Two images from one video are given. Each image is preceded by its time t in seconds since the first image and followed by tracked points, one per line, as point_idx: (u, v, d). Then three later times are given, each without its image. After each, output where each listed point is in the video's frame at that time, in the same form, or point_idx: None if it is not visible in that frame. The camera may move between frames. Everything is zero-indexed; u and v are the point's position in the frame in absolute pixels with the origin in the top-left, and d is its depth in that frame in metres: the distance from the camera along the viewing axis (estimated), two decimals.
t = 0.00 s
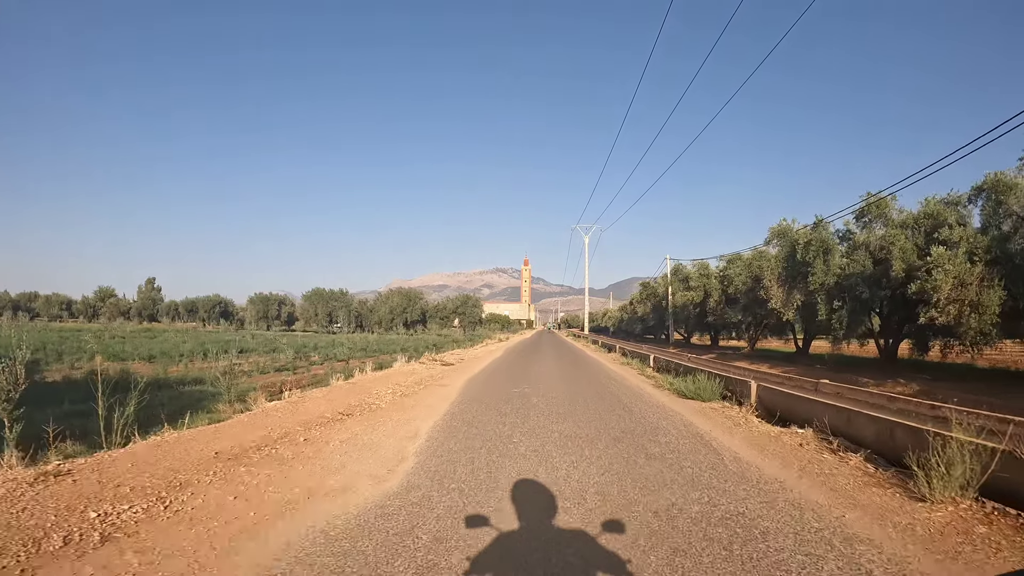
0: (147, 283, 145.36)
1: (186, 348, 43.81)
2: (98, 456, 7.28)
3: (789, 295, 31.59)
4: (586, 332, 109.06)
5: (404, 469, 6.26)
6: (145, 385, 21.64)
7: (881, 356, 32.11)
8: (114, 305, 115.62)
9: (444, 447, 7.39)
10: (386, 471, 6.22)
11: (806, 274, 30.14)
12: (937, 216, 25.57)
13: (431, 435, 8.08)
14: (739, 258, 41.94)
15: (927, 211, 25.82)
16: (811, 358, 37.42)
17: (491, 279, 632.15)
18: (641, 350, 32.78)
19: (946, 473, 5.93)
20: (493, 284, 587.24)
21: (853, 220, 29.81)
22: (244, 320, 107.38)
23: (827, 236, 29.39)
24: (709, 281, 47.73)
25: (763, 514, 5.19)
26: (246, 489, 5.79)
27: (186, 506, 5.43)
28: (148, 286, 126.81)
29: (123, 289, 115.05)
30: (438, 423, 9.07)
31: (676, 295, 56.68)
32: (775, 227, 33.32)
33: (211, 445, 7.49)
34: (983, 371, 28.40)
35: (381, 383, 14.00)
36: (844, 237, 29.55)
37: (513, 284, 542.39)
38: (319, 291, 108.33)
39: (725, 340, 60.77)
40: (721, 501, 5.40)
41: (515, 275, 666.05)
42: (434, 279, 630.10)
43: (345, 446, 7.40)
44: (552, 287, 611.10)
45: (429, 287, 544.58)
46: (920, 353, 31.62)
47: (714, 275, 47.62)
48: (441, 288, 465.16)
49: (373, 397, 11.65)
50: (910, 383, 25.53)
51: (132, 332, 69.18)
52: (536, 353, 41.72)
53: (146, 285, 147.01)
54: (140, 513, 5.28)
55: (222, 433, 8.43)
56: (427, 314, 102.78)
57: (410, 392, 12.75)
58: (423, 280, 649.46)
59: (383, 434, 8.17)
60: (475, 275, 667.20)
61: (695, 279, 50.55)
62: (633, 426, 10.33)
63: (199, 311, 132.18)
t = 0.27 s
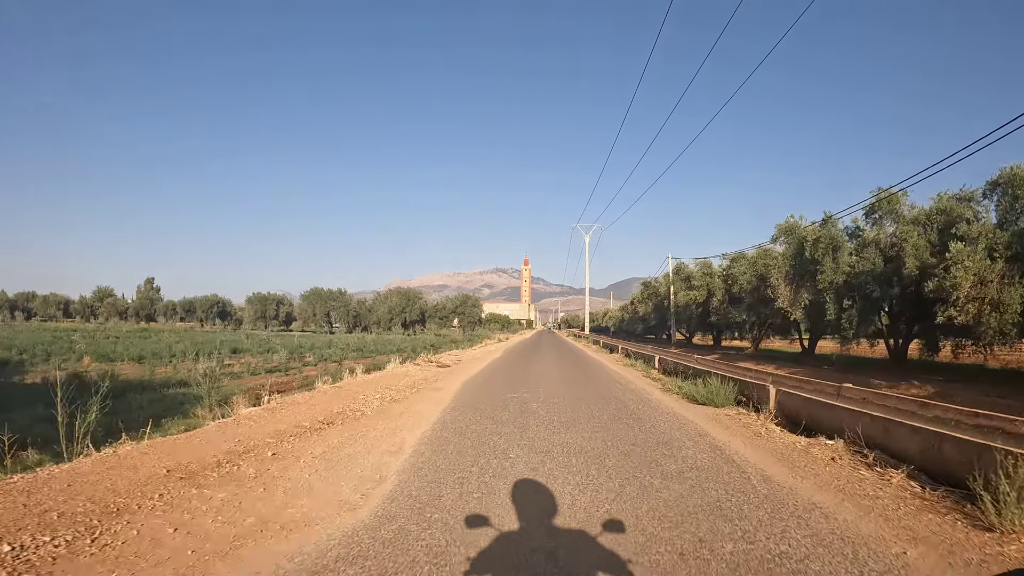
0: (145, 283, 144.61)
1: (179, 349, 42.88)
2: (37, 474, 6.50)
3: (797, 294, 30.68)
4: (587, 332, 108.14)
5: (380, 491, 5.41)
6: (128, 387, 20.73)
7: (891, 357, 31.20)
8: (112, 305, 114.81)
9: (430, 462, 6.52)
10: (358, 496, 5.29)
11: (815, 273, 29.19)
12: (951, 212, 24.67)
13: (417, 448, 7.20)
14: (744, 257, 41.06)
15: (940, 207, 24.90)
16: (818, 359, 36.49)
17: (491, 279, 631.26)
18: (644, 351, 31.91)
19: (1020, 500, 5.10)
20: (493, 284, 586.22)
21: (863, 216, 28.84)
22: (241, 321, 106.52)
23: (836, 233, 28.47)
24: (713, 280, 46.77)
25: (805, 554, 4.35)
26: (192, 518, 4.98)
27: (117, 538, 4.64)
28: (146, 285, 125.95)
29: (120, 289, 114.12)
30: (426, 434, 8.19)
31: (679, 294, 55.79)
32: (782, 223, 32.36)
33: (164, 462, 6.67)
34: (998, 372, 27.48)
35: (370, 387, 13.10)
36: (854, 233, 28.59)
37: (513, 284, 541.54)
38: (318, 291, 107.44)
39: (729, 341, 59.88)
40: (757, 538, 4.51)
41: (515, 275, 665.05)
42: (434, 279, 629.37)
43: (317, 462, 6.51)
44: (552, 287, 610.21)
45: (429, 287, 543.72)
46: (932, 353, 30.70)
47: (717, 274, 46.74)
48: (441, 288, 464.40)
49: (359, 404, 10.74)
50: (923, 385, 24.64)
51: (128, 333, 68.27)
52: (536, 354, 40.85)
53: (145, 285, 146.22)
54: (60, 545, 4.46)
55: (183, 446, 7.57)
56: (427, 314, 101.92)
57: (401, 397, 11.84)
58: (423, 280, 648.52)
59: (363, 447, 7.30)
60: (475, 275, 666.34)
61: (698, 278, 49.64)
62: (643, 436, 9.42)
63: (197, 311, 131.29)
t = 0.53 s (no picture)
0: (145, 283, 144.22)
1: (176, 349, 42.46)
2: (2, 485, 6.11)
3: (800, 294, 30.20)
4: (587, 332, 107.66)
5: (367, 505, 5.00)
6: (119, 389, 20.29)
7: (896, 357, 30.75)
8: (110, 304, 114.32)
9: (423, 471, 6.11)
10: (340, 512, 4.85)
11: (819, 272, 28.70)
12: (957, 209, 24.26)
13: (410, 456, 6.77)
14: (746, 256, 40.62)
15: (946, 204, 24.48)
16: (822, 359, 36.02)
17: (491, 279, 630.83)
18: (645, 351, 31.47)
19: None
20: (493, 284, 585.62)
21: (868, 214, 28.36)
22: (240, 321, 106.05)
23: (841, 231, 28.00)
24: (714, 279, 46.21)
25: None
26: (157, 537, 4.56)
27: (74, 558, 4.15)
28: (145, 285, 125.48)
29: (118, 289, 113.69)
30: (420, 439, 7.75)
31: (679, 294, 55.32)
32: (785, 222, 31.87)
33: (135, 471, 6.47)
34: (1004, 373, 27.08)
35: (364, 389, 12.67)
36: (858, 231, 28.10)
37: (513, 284, 541.07)
38: (317, 291, 106.94)
39: (730, 341, 59.43)
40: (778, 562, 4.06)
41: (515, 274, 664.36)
42: (434, 279, 628.69)
43: (299, 473, 6.05)
44: (552, 287, 609.78)
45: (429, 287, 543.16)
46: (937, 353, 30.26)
47: (719, 273, 46.29)
48: (441, 288, 463.86)
49: (350, 407, 10.30)
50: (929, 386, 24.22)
51: (125, 333, 67.83)
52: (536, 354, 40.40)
53: (144, 285, 145.71)
54: (10, 566, 3.99)
55: (160, 454, 7.20)
56: (426, 314, 101.46)
57: (395, 400, 11.40)
58: (423, 280, 648.05)
59: (352, 454, 6.89)
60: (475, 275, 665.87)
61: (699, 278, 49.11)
62: (648, 440, 8.95)
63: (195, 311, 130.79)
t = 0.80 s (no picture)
0: (142, 283, 143.27)
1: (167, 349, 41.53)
2: None
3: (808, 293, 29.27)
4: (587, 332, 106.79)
5: (329, 544, 4.18)
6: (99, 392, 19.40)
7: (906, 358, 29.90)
8: (106, 304, 113.35)
9: (403, 492, 5.33)
10: (298, 554, 4.05)
11: (828, 271, 27.75)
12: (972, 205, 23.43)
13: (389, 472, 5.99)
14: (750, 254, 39.73)
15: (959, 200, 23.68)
16: (828, 360, 35.14)
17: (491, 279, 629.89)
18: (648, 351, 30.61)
19: None
20: (493, 284, 584.53)
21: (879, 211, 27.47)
22: (237, 321, 105.13)
23: (851, 228, 27.08)
24: (717, 278, 45.29)
25: None
26: None
27: None
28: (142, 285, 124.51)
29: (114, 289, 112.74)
30: (405, 452, 6.93)
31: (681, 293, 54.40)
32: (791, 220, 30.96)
33: (70, 493, 5.68)
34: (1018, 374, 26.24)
35: (350, 393, 11.81)
36: (869, 229, 27.18)
37: (513, 284, 540.22)
38: (315, 291, 106.01)
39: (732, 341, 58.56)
40: None
41: (515, 274, 663.34)
42: (434, 279, 627.93)
43: (262, 500, 5.30)
44: (552, 287, 608.95)
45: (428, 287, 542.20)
46: (947, 354, 29.42)
47: (722, 272, 45.40)
48: (440, 288, 462.95)
49: (332, 414, 9.46)
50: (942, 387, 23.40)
51: (120, 333, 66.92)
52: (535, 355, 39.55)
53: (141, 285, 144.81)
54: None
55: (109, 469, 6.44)
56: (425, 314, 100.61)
57: (381, 406, 10.51)
58: (423, 280, 647.27)
59: (325, 470, 6.10)
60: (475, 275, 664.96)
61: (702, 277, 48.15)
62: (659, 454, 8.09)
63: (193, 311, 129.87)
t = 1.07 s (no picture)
0: (142, 284, 143.09)
1: (163, 349, 41.08)
2: None
3: (813, 292, 28.60)
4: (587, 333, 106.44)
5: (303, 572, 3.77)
6: (89, 394, 18.93)
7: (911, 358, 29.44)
8: (105, 304, 112.99)
9: (390, 506, 4.90)
10: None
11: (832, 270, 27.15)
12: (978, 203, 23.03)
13: (375, 482, 5.59)
14: (752, 254, 39.24)
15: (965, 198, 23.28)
16: (832, 360, 34.66)
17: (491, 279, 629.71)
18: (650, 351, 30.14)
19: None
20: (493, 284, 583.92)
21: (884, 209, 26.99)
22: (236, 321, 104.74)
23: (856, 225, 26.48)
24: (719, 278, 44.79)
25: None
26: None
27: None
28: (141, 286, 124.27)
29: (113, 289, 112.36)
30: (396, 460, 6.51)
31: (682, 293, 53.87)
32: (794, 218, 30.35)
33: (29, 505, 5.20)
34: None
35: (343, 396, 11.36)
36: (874, 227, 26.63)
37: (513, 284, 539.92)
38: (314, 291, 105.60)
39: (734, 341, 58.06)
40: None
41: (515, 274, 662.64)
42: (434, 279, 627.76)
43: (237, 514, 4.91)
44: (552, 287, 608.76)
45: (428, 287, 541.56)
46: (952, 355, 28.96)
47: (724, 271, 44.83)
48: (440, 288, 463.00)
49: (322, 418, 9.03)
50: (950, 388, 22.96)
51: (118, 333, 66.49)
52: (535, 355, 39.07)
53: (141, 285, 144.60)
54: None
55: (77, 480, 6.00)
56: (425, 314, 100.27)
57: (373, 410, 10.05)
58: (423, 280, 647.14)
59: (309, 480, 5.72)
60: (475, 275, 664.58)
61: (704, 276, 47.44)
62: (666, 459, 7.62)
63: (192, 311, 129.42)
